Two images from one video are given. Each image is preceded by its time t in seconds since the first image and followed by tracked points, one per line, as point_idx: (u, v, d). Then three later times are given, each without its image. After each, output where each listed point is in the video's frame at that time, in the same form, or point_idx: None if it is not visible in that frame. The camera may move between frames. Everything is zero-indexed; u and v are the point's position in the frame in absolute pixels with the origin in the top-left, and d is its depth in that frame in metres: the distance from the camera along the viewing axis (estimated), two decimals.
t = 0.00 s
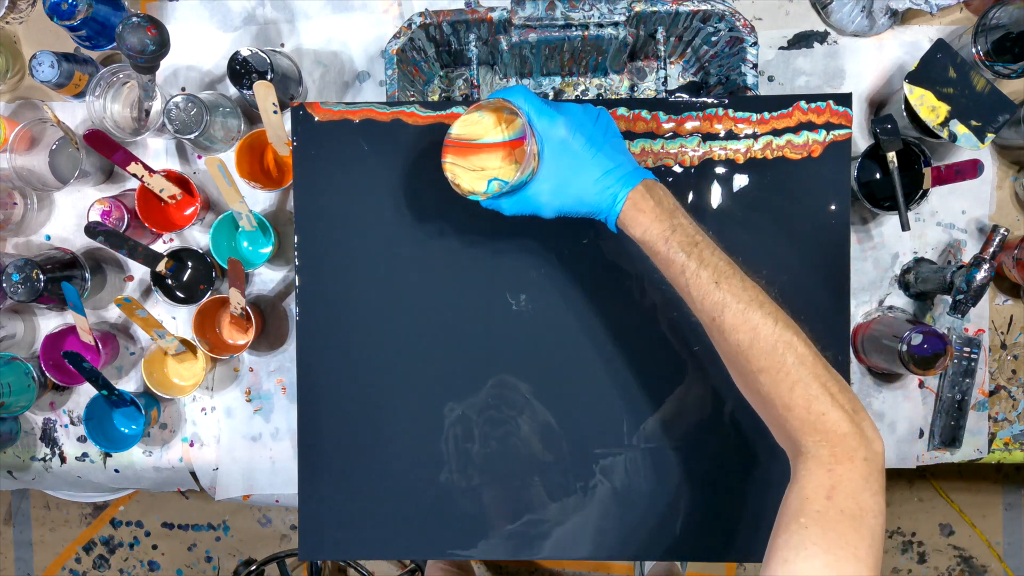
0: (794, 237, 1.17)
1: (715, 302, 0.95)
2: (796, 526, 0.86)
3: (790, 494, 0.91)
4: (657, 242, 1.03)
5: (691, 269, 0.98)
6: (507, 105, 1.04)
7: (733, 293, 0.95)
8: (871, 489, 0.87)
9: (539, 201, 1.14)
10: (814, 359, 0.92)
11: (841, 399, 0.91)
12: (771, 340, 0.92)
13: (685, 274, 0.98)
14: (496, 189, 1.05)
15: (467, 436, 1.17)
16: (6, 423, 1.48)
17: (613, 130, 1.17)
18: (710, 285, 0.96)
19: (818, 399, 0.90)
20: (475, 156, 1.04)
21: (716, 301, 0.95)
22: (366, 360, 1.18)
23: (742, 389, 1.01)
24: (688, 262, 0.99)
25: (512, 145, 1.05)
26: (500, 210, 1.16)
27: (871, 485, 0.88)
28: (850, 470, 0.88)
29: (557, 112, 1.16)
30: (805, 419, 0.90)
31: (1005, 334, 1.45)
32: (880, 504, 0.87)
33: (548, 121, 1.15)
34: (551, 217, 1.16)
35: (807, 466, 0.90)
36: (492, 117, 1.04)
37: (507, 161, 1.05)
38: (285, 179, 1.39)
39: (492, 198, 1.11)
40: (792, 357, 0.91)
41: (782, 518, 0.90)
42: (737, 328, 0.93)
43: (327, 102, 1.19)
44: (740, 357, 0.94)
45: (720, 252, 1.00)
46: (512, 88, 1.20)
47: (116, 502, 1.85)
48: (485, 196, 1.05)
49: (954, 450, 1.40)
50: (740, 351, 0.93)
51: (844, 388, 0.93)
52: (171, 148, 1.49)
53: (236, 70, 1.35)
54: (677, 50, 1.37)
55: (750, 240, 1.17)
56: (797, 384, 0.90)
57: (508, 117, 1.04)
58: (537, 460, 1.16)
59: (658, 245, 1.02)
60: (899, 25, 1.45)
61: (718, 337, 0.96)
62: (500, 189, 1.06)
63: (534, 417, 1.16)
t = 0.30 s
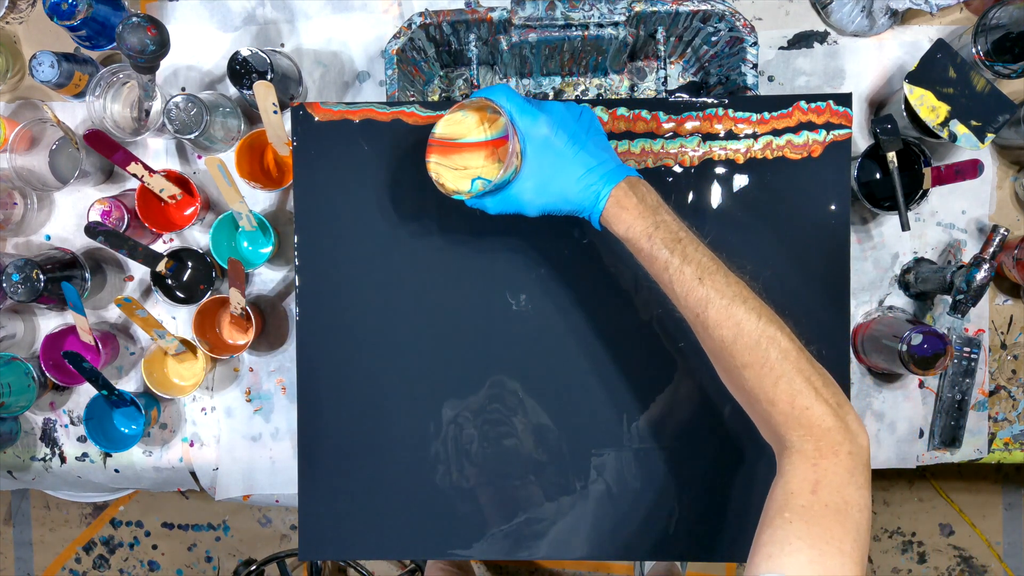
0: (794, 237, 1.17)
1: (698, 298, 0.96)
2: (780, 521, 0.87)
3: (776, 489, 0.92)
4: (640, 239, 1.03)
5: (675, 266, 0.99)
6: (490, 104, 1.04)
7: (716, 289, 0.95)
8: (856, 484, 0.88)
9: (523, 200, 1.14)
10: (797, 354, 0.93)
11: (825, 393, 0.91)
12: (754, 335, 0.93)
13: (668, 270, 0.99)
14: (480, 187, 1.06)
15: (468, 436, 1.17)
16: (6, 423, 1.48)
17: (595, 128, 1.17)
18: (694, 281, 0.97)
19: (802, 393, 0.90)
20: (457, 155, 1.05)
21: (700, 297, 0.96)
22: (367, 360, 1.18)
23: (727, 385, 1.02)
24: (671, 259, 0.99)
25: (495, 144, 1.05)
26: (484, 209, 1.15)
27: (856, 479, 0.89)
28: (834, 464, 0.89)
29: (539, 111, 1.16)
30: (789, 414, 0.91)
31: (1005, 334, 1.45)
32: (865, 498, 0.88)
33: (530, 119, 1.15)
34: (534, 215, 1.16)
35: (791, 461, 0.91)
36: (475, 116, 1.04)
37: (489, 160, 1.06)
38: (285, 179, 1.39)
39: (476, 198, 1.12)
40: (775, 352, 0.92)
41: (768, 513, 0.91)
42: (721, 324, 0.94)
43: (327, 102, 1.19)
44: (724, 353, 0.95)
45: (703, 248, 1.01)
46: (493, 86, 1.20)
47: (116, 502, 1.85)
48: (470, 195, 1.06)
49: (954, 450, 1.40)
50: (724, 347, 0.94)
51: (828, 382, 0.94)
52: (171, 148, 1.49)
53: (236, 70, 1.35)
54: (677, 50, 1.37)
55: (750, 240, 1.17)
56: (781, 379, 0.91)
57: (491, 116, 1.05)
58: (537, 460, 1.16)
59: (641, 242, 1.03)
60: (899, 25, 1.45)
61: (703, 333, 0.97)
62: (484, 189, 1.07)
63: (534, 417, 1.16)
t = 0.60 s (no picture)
0: (794, 237, 1.17)
1: (683, 296, 0.95)
2: (766, 518, 0.86)
3: (762, 486, 0.91)
4: (623, 237, 1.02)
5: (659, 263, 0.98)
6: (473, 105, 1.05)
7: (700, 286, 0.95)
8: (842, 478, 0.87)
9: (507, 199, 1.14)
10: (782, 349, 0.92)
11: (810, 388, 0.91)
12: (739, 331, 0.92)
13: (652, 268, 0.99)
14: (464, 188, 1.06)
15: (468, 436, 1.17)
16: (6, 423, 1.48)
17: (578, 127, 1.17)
18: (678, 278, 0.96)
19: (787, 389, 0.90)
20: (439, 155, 1.04)
21: (684, 295, 0.95)
22: (367, 360, 1.18)
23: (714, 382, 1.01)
24: (655, 256, 0.99)
25: (478, 145, 1.06)
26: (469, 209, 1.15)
27: (842, 474, 0.88)
28: (820, 459, 0.88)
29: (521, 110, 1.16)
30: (775, 409, 0.90)
31: (1005, 334, 1.45)
32: (850, 492, 0.87)
33: (512, 119, 1.15)
34: (518, 214, 1.16)
35: (777, 456, 0.90)
36: (460, 117, 1.05)
37: (473, 160, 1.06)
38: (285, 179, 1.39)
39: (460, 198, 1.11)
40: (760, 348, 0.91)
41: (753, 511, 0.89)
42: (706, 321, 0.93)
43: (327, 102, 1.19)
44: (710, 350, 0.94)
45: (686, 245, 1.00)
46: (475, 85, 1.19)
47: (116, 502, 1.85)
48: (454, 196, 1.06)
49: (954, 450, 1.40)
50: (709, 343, 0.94)
51: (814, 377, 0.93)
52: (171, 148, 1.49)
53: (236, 70, 1.35)
54: (676, 50, 1.37)
55: (750, 239, 1.17)
56: (766, 375, 0.90)
57: (476, 117, 1.05)
58: (537, 461, 1.16)
59: (624, 239, 1.02)
60: (899, 25, 1.45)
61: (689, 330, 0.96)
62: (468, 189, 1.06)
63: (535, 417, 1.17)
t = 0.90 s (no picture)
0: (794, 237, 1.17)
1: (667, 295, 0.95)
2: (752, 516, 0.86)
3: (748, 484, 0.90)
4: (607, 236, 1.02)
5: (642, 262, 0.98)
6: (456, 107, 1.06)
7: (684, 285, 0.94)
8: (827, 475, 0.88)
9: (491, 201, 1.14)
10: (766, 347, 0.92)
11: (795, 385, 0.91)
12: (723, 330, 0.92)
13: (636, 267, 0.98)
14: (448, 189, 1.07)
15: (470, 436, 1.17)
16: (6, 423, 1.48)
17: (560, 127, 1.17)
18: (662, 277, 0.96)
19: (771, 386, 0.90)
20: (422, 157, 1.05)
21: (668, 294, 0.95)
22: (367, 360, 1.18)
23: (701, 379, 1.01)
24: (639, 256, 0.98)
25: (461, 147, 1.08)
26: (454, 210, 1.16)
27: (827, 471, 0.88)
28: (805, 456, 0.88)
29: (503, 110, 1.15)
30: (760, 407, 0.90)
31: (1005, 334, 1.45)
32: (836, 489, 0.87)
33: (493, 120, 1.14)
34: (503, 215, 1.16)
35: (763, 453, 0.90)
36: (444, 119, 1.06)
37: (456, 162, 1.08)
38: (285, 179, 1.39)
39: (445, 199, 1.12)
40: (744, 346, 0.91)
41: (740, 508, 0.89)
42: (690, 320, 0.93)
43: (327, 102, 1.19)
44: (695, 348, 0.94)
45: (670, 243, 1.00)
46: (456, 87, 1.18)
47: (116, 502, 1.85)
48: (438, 197, 1.07)
49: (954, 450, 1.40)
50: (695, 342, 0.93)
51: (799, 373, 0.93)
52: (171, 148, 1.49)
53: (236, 70, 1.35)
54: (677, 50, 1.37)
55: (749, 239, 1.17)
56: (750, 373, 0.90)
57: (459, 119, 1.07)
58: (537, 461, 1.17)
59: (608, 239, 1.02)
60: (899, 25, 1.45)
61: (674, 329, 0.96)
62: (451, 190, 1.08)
63: (533, 418, 1.17)
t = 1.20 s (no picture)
0: (794, 238, 1.17)
1: (655, 293, 0.95)
2: (740, 513, 0.86)
3: (736, 482, 0.90)
4: (595, 235, 1.02)
5: (630, 260, 0.98)
6: (443, 106, 1.05)
7: (672, 283, 0.95)
8: (815, 472, 0.88)
9: (478, 199, 1.14)
10: (754, 343, 0.92)
11: (783, 382, 0.91)
12: (710, 327, 0.92)
13: (624, 265, 0.99)
14: (436, 188, 1.06)
15: (470, 436, 1.17)
16: (6, 423, 1.48)
17: (548, 125, 1.18)
18: (650, 275, 0.96)
19: (759, 383, 0.90)
20: (410, 156, 1.05)
21: (656, 292, 0.95)
22: (367, 360, 1.18)
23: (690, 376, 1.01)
24: (626, 254, 0.99)
25: (449, 145, 1.07)
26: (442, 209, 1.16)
27: (815, 467, 0.88)
28: (793, 453, 0.88)
29: (490, 109, 1.16)
30: (747, 404, 0.90)
31: (1005, 334, 1.45)
32: (824, 486, 0.87)
33: (480, 119, 1.15)
34: (491, 214, 1.17)
35: (751, 451, 0.90)
36: (431, 118, 1.05)
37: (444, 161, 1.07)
38: (285, 179, 1.39)
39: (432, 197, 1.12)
40: (732, 343, 0.91)
41: (727, 506, 0.89)
42: (677, 317, 0.93)
43: (327, 102, 1.19)
44: (683, 345, 0.94)
45: (658, 241, 1.00)
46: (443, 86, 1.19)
47: (116, 502, 1.85)
48: (427, 196, 1.06)
49: (954, 450, 1.40)
50: (683, 339, 0.94)
51: (787, 370, 0.93)
52: (171, 148, 1.49)
53: (236, 70, 1.35)
54: (676, 50, 1.37)
55: (749, 240, 1.17)
56: (738, 370, 0.90)
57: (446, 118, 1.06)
58: (537, 461, 1.17)
59: (596, 237, 1.02)
60: (899, 25, 1.45)
61: (662, 326, 0.96)
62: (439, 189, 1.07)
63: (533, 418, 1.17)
